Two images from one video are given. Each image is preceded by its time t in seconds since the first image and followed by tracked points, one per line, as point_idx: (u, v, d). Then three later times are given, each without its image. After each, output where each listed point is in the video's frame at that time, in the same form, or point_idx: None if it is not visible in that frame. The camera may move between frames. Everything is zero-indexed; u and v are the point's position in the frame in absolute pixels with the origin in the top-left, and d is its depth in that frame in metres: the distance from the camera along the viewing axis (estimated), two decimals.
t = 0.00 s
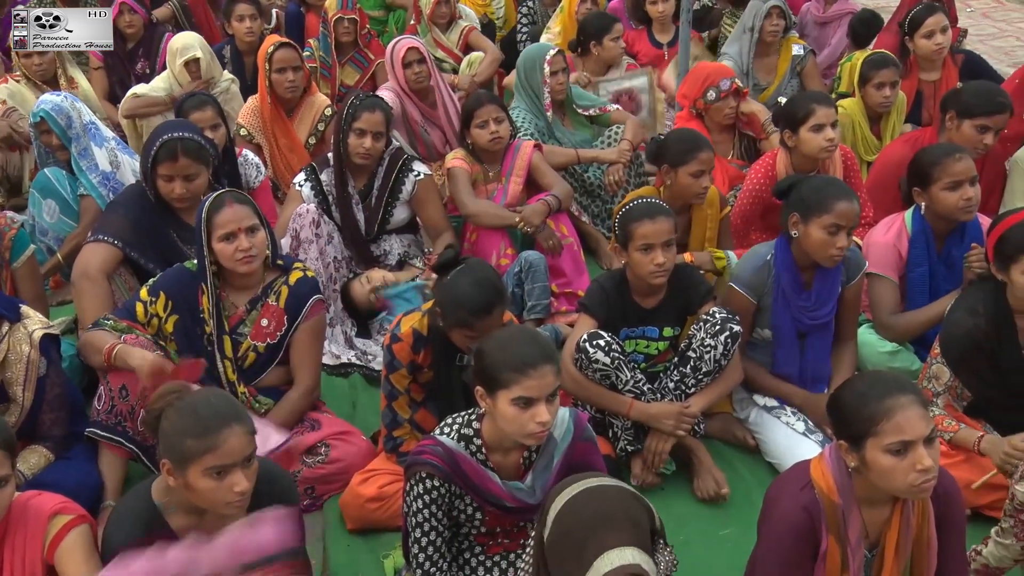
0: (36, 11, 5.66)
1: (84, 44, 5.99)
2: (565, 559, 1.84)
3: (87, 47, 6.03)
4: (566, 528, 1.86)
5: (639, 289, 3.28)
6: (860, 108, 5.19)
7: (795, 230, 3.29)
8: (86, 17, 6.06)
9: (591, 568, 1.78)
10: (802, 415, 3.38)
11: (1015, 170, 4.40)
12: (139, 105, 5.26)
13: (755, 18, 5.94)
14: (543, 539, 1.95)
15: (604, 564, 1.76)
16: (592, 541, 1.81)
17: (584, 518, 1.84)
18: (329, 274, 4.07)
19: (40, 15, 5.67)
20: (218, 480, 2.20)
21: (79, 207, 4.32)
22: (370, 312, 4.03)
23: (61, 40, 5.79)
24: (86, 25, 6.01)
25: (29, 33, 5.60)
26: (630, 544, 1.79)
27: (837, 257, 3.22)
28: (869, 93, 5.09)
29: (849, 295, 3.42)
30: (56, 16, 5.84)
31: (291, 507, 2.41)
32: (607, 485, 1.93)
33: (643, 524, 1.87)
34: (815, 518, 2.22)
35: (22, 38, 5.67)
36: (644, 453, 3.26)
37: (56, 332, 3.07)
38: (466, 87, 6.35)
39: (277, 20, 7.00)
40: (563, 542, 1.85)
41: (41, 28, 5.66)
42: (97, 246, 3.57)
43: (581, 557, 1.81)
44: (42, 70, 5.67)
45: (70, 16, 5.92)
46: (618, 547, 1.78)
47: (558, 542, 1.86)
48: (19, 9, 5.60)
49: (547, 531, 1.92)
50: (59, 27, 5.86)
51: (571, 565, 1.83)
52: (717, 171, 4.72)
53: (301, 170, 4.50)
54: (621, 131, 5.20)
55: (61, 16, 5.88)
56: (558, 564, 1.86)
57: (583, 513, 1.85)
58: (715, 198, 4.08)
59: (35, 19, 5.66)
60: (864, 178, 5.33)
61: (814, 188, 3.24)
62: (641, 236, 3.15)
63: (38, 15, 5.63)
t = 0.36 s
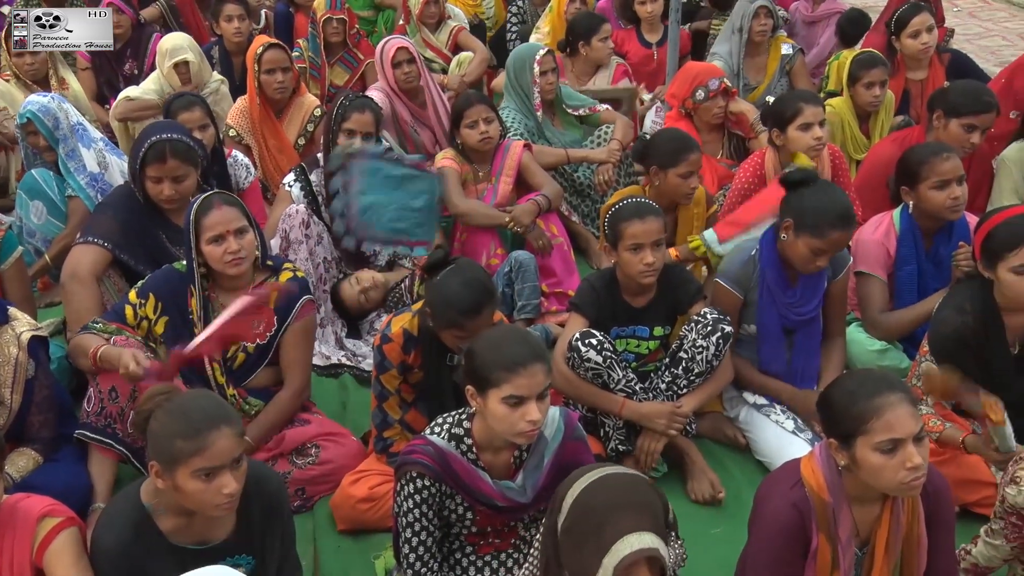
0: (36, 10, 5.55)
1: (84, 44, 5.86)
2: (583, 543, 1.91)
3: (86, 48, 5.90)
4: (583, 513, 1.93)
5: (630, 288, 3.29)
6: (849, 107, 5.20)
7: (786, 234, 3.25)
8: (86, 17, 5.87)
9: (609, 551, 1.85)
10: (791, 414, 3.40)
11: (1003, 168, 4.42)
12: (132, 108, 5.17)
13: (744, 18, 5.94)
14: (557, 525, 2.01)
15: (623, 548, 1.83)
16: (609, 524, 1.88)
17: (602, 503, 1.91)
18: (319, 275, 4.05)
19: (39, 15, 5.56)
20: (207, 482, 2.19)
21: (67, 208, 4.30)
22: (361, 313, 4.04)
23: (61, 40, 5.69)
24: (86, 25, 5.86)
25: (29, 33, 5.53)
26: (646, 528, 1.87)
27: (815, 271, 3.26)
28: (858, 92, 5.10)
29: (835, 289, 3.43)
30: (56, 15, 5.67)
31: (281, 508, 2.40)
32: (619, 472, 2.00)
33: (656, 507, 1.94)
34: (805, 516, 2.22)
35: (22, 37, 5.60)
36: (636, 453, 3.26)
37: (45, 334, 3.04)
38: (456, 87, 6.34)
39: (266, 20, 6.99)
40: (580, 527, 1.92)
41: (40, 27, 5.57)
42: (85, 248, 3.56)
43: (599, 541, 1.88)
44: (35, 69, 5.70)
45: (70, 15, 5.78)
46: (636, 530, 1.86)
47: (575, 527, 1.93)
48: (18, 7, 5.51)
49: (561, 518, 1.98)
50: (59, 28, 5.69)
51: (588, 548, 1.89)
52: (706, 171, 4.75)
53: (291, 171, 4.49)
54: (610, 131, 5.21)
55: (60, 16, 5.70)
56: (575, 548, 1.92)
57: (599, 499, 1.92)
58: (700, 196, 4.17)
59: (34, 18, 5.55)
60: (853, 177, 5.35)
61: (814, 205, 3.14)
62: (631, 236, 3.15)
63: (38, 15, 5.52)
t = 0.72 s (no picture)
0: (36, 11, 5.62)
1: (83, 43, 6.04)
2: (568, 527, 1.93)
3: (86, 47, 6.07)
4: (568, 497, 1.94)
5: (618, 288, 3.29)
6: (835, 106, 5.23)
7: (778, 234, 3.26)
8: (86, 17, 6.01)
9: (594, 535, 1.87)
10: (781, 412, 3.40)
11: (988, 167, 4.45)
12: (120, 110, 5.14)
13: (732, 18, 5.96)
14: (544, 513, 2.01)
15: (607, 530, 1.86)
16: (594, 508, 1.90)
17: (587, 487, 1.92)
18: (308, 275, 4.05)
19: (39, 15, 5.63)
20: (194, 487, 2.19)
21: (53, 210, 4.28)
22: (350, 314, 4.03)
23: (59, 38, 5.78)
24: (86, 25, 6.00)
25: (29, 33, 5.59)
26: (631, 511, 1.89)
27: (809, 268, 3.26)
28: (843, 91, 5.13)
29: (824, 288, 3.45)
30: (57, 16, 5.76)
31: (270, 509, 2.40)
32: (604, 457, 2.01)
33: (640, 490, 1.96)
34: (794, 514, 2.23)
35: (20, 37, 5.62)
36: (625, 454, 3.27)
37: (31, 336, 3.03)
38: (444, 87, 6.34)
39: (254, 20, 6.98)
40: (566, 511, 1.94)
41: (40, 27, 5.63)
42: (72, 249, 3.54)
43: (584, 524, 1.90)
44: (18, 72, 5.54)
45: (70, 16, 5.90)
46: (620, 513, 1.88)
47: (560, 512, 1.94)
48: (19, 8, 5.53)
49: (548, 503, 2.00)
50: (59, 28, 5.81)
51: (574, 532, 1.91)
52: (694, 170, 4.77)
53: (279, 172, 4.47)
54: (598, 130, 5.22)
55: (60, 16, 5.83)
56: (561, 533, 1.94)
57: (584, 484, 1.94)
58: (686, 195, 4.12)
59: (35, 18, 5.59)
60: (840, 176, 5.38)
61: (810, 207, 3.14)
62: (619, 236, 3.16)
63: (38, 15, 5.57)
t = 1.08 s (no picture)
0: (37, 12, 5.90)
1: (84, 44, 6.14)
2: (552, 522, 1.93)
3: (86, 48, 6.16)
4: (551, 493, 1.95)
5: (610, 288, 3.29)
6: (827, 106, 5.24)
7: (770, 233, 3.26)
8: (86, 17, 6.12)
9: (577, 529, 1.88)
10: (774, 410, 3.41)
11: (979, 165, 4.46)
12: (112, 110, 5.13)
13: (724, 17, 5.97)
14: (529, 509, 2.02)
15: (589, 524, 1.86)
16: (578, 501, 1.90)
17: (571, 481, 1.92)
18: (301, 275, 4.07)
19: (40, 16, 5.90)
20: (183, 490, 2.18)
21: (45, 210, 4.27)
22: (343, 314, 4.03)
23: (59, 38, 6.04)
24: (86, 25, 6.12)
25: (29, 33, 5.82)
26: (614, 505, 1.89)
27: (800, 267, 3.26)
28: (834, 91, 5.14)
29: (817, 286, 3.45)
30: (56, 16, 6.05)
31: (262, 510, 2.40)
32: (588, 454, 2.01)
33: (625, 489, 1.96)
34: (787, 512, 2.23)
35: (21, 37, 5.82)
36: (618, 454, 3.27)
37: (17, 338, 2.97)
38: (436, 87, 6.30)
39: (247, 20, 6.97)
40: (549, 507, 1.94)
41: (40, 27, 5.87)
42: (64, 249, 3.53)
43: (568, 518, 1.90)
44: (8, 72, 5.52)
45: (70, 16, 6.10)
46: (603, 507, 1.88)
47: (544, 508, 1.95)
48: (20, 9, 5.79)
49: (533, 500, 2.00)
50: (59, 27, 6.04)
51: (558, 527, 1.91)
52: (687, 169, 4.79)
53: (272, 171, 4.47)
54: (591, 129, 5.23)
55: (61, 17, 6.06)
56: (545, 529, 1.94)
57: (569, 477, 1.95)
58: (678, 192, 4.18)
59: (35, 19, 5.81)
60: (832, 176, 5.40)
61: (801, 206, 3.15)
62: (610, 236, 3.16)
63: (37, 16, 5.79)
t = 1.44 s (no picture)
0: (35, 10, 5.51)
1: (82, 43, 5.79)
2: (543, 512, 1.93)
3: (86, 47, 5.87)
4: (542, 484, 1.96)
5: (600, 279, 3.29)
6: (817, 96, 5.24)
7: (762, 223, 3.27)
8: (85, 16, 5.71)
9: (567, 519, 1.88)
10: (764, 400, 3.42)
11: (968, 154, 4.48)
12: (98, 102, 5.09)
13: (714, 7, 5.96)
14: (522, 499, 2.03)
15: (579, 514, 1.87)
16: (568, 492, 1.90)
17: (562, 472, 1.93)
18: (292, 267, 4.04)
19: (39, 14, 5.53)
20: (173, 484, 2.17)
21: (33, 201, 4.25)
22: (334, 305, 4.02)
23: (61, 40, 5.61)
24: (85, 23, 5.73)
25: (28, 33, 5.51)
26: (604, 494, 1.89)
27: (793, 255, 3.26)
28: (824, 81, 5.14)
29: (808, 276, 3.46)
30: (52, 12, 5.60)
31: (253, 500, 2.40)
32: (579, 443, 2.01)
33: (619, 479, 1.96)
34: (778, 501, 2.24)
35: (21, 37, 5.57)
36: (610, 444, 3.28)
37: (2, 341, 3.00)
38: (427, 78, 6.31)
39: (236, 10, 6.92)
40: (540, 498, 1.95)
41: (39, 27, 5.53)
42: (53, 241, 3.51)
43: (558, 508, 1.91)
44: None
45: (68, 13, 5.67)
46: (593, 497, 1.88)
47: (536, 498, 1.96)
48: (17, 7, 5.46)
49: (525, 490, 2.01)
50: (57, 25, 5.62)
51: (549, 517, 1.92)
52: (678, 159, 4.79)
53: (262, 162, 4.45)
54: (582, 120, 5.23)
55: (58, 14, 5.62)
56: (537, 519, 1.95)
57: (562, 467, 1.95)
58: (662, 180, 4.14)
59: (34, 18, 5.51)
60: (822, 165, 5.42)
61: (791, 195, 3.15)
62: (600, 228, 3.16)
63: (37, 15, 5.47)
